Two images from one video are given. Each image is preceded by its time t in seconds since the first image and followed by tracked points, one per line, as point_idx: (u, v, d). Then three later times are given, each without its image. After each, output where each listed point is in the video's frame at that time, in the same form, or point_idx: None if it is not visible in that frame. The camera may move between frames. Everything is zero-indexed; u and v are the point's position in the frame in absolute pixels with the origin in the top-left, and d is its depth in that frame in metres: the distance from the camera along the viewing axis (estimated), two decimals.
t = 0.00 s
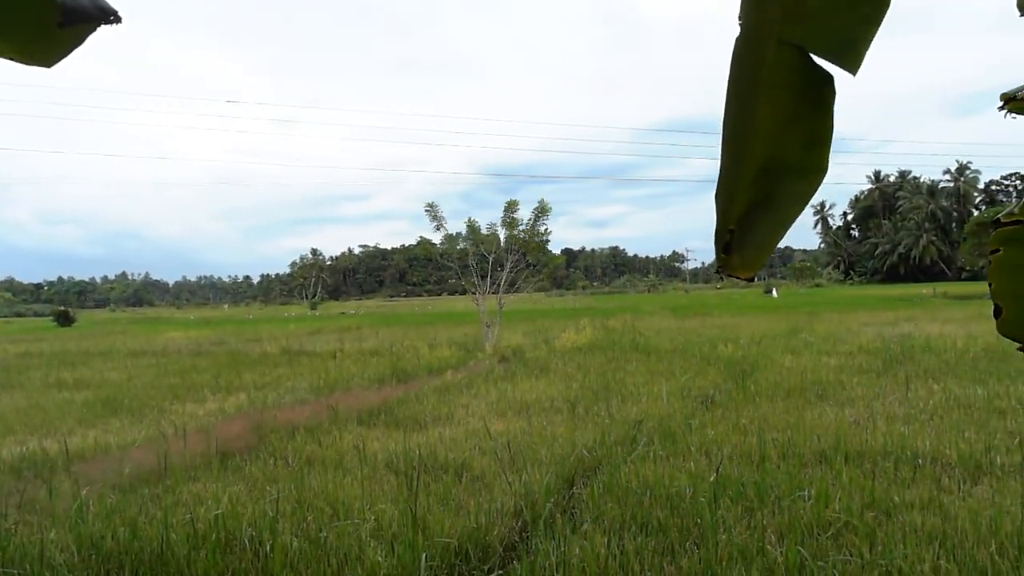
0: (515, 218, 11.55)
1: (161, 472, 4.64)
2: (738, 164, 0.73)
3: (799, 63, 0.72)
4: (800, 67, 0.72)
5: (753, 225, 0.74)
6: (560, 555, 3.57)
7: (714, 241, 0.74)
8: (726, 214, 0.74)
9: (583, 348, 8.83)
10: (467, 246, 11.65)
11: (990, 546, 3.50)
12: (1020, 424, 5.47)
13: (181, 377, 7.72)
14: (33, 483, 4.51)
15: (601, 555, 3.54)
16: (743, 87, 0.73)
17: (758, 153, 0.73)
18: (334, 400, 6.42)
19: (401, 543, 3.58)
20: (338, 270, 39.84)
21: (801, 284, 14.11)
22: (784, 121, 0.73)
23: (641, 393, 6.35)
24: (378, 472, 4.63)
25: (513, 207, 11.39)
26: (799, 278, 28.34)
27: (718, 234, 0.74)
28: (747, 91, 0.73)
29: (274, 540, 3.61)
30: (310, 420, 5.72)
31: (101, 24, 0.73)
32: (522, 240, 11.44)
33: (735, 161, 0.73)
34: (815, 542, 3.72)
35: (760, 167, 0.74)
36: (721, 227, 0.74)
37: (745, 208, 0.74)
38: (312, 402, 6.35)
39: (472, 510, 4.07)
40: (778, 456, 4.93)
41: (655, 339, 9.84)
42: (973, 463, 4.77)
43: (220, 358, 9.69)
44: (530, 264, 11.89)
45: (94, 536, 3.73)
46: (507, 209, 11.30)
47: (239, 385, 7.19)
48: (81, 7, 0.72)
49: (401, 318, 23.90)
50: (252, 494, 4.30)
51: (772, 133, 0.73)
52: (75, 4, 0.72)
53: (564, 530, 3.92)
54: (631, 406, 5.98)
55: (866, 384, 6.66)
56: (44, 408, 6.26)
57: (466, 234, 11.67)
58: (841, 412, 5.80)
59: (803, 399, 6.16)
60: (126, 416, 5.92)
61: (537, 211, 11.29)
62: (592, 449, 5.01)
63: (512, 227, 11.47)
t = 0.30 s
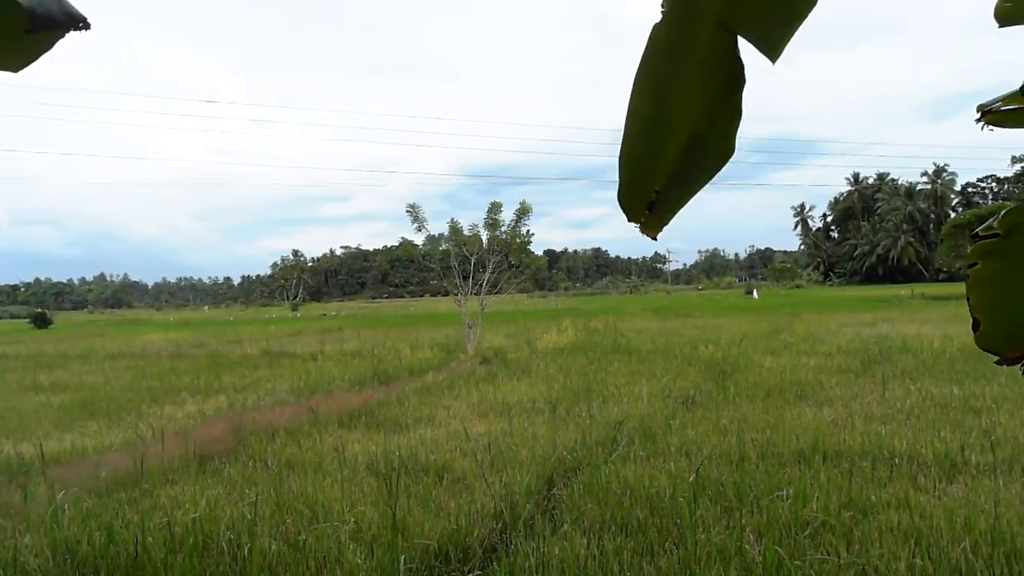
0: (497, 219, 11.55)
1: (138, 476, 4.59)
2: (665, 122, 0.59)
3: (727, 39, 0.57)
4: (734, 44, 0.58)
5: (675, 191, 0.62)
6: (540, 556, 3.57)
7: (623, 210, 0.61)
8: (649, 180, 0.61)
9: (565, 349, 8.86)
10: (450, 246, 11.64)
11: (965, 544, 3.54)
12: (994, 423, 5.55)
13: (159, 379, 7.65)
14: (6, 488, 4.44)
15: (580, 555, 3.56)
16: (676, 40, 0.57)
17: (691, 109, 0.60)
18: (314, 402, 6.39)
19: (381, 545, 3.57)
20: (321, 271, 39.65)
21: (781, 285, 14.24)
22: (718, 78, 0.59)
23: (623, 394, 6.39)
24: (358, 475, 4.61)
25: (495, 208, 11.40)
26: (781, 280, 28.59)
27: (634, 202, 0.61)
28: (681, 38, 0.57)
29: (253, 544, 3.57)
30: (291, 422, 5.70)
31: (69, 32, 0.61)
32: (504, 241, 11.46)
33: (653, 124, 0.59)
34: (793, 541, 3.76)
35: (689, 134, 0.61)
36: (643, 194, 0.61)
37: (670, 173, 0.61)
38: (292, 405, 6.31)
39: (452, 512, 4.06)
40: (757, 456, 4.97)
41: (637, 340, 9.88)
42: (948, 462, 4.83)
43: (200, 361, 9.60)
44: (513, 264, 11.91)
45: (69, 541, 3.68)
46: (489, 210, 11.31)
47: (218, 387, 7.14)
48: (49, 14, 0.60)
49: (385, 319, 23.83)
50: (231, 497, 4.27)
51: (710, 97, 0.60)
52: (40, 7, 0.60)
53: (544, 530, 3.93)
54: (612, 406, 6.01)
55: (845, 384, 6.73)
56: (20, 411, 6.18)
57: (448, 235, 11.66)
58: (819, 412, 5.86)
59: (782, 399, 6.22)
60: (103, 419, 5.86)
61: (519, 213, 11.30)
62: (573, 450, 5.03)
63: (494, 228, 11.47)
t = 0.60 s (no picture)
0: (477, 220, 11.55)
1: (112, 479, 4.55)
2: (626, 120, 0.64)
3: (690, 38, 0.63)
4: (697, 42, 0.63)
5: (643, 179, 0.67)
6: (518, 557, 3.58)
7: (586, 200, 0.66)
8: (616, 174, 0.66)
9: (544, 351, 8.88)
10: (429, 248, 11.63)
11: (936, 542, 3.60)
12: (966, 422, 5.64)
13: (134, 382, 7.57)
14: None
15: (556, 557, 3.56)
16: (633, 41, 0.62)
17: (652, 106, 0.65)
18: (292, 404, 6.36)
19: (357, 547, 3.56)
20: (302, 271, 39.39)
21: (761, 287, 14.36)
22: (677, 81, 0.64)
23: (601, 395, 6.42)
24: (336, 477, 4.60)
25: (474, 209, 11.40)
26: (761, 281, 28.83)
27: (600, 190, 0.66)
28: (641, 36, 0.62)
29: (228, 547, 3.55)
30: (267, 425, 5.67)
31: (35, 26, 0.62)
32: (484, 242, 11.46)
33: (613, 125, 0.65)
34: (767, 540, 3.80)
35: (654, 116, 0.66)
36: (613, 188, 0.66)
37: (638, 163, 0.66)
38: (269, 407, 6.28)
39: (430, 514, 4.06)
40: (734, 456, 5.02)
41: (616, 341, 9.93)
42: (921, 461, 4.90)
43: (176, 363, 9.50)
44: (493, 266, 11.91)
45: (40, 545, 3.63)
46: (469, 212, 11.31)
47: (194, 389, 7.07)
48: (14, 9, 0.61)
49: (366, 320, 23.71)
50: (206, 500, 4.24)
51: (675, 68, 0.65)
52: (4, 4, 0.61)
53: (521, 531, 3.94)
54: (591, 408, 6.04)
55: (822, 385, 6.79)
56: None
57: (428, 236, 11.64)
58: (795, 412, 5.93)
59: (759, 400, 6.28)
60: (76, 422, 5.79)
61: (498, 214, 11.30)
62: (551, 451, 5.05)
63: (474, 229, 11.47)
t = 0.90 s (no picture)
0: (459, 222, 11.53)
1: (91, 483, 4.50)
2: (623, 146, 0.92)
3: (674, 66, 0.92)
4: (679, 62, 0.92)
5: (636, 208, 0.95)
6: (501, 559, 3.58)
7: (594, 219, 0.94)
8: (614, 200, 0.94)
9: (527, 352, 8.89)
10: (413, 249, 11.60)
11: (916, 541, 3.63)
12: (945, 422, 5.70)
13: (113, 385, 7.49)
14: None
15: (539, 559, 3.56)
16: (622, 83, 0.90)
17: (644, 137, 0.93)
18: (274, 406, 6.33)
19: (339, 551, 3.55)
20: (286, 273, 39.13)
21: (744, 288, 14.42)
22: (662, 105, 0.92)
23: (584, 396, 6.44)
24: (318, 480, 4.59)
25: (457, 210, 11.40)
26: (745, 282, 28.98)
27: (606, 214, 0.94)
28: (622, 79, 0.90)
29: (208, 552, 3.52)
30: (249, 428, 5.64)
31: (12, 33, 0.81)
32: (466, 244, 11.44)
33: (612, 150, 0.92)
34: (749, 540, 3.83)
35: (643, 158, 0.94)
36: (610, 211, 0.94)
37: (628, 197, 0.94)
38: (250, 409, 6.24)
39: (413, 516, 4.05)
40: (716, 456, 5.05)
41: (599, 343, 9.96)
42: (900, 460, 4.95)
43: (156, 365, 9.41)
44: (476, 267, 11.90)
45: (17, 549, 3.59)
46: (451, 213, 11.29)
47: (174, 392, 7.01)
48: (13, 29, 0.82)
49: (350, 322, 23.55)
50: (187, 504, 4.21)
51: (659, 122, 0.94)
52: None
53: (504, 533, 3.94)
54: (574, 409, 6.06)
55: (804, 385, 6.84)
56: None
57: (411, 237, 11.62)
58: (777, 412, 5.98)
59: (741, 400, 6.33)
60: (55, 426, 5.72)
61: (481, 216, 11.29)
62: (534, 453, 5.06)
63: (457, 230, 11.45)
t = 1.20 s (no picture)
0: (439, 223, 11.52)
1: (63, 487, 4.44)
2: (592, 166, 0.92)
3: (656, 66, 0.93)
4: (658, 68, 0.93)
5: (612, 225, 0.94)
6: (479, 561, 3.58)
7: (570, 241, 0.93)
8: (587, 219, 0.93)
9: (508, 354, 8.89)
10: (393, 250, 11.57)
11: (890, 541, 3.67)
12: (920, 422, 5.78)
13: (87, 387, 7.39)
14: None
15: (517, 560, 3.56)
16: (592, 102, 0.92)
17: (618, 156, 0.94)
18: (252, 408, 6.29)
19: (315, 554, 3.53)
20: (267, 272, 38.84)
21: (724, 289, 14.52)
22: (638, 118, 0.93)
23: (563, 397, 6.46)
24: (296, 482, 4.57)
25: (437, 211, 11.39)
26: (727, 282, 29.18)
27: (578, 238, 0.94)
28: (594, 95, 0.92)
29: (182, 556, 3.48)
30: (226, 430, 5.60)
31: None
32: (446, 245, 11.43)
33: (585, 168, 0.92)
34: (726, 540, 3.86)
35: (619, 168, 0.94)
36: (582, 230, 0.93)
37: (603, 211, 0.93)
38: (227, 412, 6.19)
39: (391, 519, 4.04)
40: (695, 457, 5.09)
41: (580, 344, 9.99)
42: (876, 460, 5.02)
43: (131, 367, 9.29)
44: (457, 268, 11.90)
45: None
46: (432, 214, 11.27)
47: (150, 394, 6.94)
48: None
49: (332, 323, 23.41)
50: (162, 507, 4.17)
51: (637, 133, 0.94)
52: None
53: (482, 535, 3.94)
54: (554, 410, 6.07)
55: (781, 386, 6.91)
56: None
57: (392, 238, 11.58)
58: (755, 413, 6.03)
59: (719, 401, 6.37)
60: (27, 429, 5.64)
61: (461, 217, 11.28)
62: (513, 455, 5.06)
63: (437, 231, 11.43)
